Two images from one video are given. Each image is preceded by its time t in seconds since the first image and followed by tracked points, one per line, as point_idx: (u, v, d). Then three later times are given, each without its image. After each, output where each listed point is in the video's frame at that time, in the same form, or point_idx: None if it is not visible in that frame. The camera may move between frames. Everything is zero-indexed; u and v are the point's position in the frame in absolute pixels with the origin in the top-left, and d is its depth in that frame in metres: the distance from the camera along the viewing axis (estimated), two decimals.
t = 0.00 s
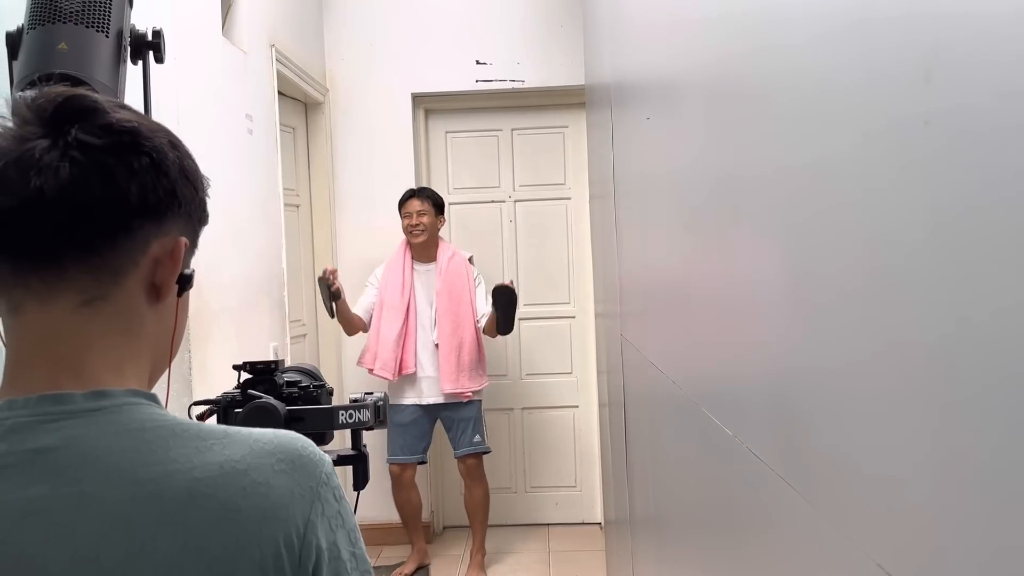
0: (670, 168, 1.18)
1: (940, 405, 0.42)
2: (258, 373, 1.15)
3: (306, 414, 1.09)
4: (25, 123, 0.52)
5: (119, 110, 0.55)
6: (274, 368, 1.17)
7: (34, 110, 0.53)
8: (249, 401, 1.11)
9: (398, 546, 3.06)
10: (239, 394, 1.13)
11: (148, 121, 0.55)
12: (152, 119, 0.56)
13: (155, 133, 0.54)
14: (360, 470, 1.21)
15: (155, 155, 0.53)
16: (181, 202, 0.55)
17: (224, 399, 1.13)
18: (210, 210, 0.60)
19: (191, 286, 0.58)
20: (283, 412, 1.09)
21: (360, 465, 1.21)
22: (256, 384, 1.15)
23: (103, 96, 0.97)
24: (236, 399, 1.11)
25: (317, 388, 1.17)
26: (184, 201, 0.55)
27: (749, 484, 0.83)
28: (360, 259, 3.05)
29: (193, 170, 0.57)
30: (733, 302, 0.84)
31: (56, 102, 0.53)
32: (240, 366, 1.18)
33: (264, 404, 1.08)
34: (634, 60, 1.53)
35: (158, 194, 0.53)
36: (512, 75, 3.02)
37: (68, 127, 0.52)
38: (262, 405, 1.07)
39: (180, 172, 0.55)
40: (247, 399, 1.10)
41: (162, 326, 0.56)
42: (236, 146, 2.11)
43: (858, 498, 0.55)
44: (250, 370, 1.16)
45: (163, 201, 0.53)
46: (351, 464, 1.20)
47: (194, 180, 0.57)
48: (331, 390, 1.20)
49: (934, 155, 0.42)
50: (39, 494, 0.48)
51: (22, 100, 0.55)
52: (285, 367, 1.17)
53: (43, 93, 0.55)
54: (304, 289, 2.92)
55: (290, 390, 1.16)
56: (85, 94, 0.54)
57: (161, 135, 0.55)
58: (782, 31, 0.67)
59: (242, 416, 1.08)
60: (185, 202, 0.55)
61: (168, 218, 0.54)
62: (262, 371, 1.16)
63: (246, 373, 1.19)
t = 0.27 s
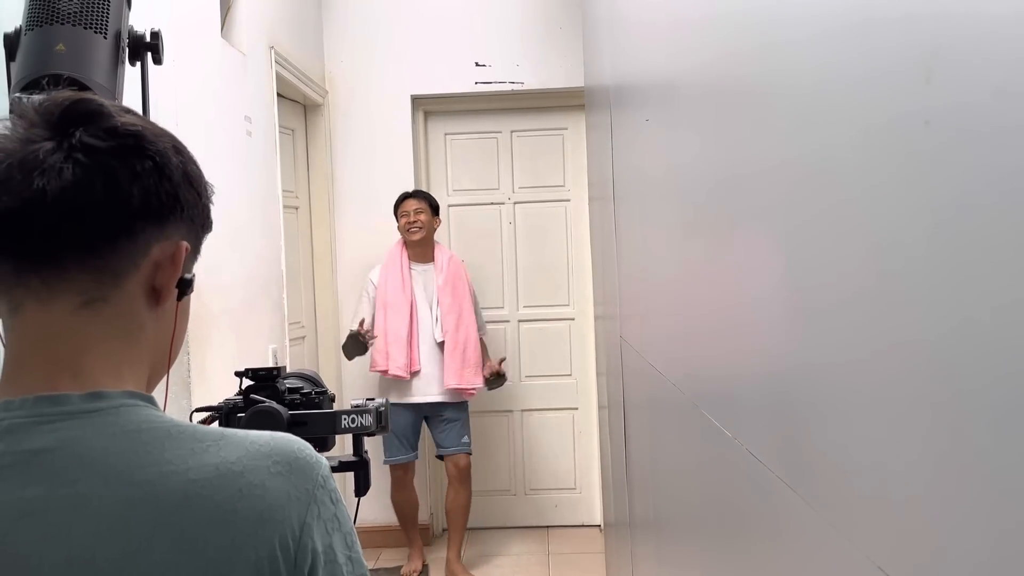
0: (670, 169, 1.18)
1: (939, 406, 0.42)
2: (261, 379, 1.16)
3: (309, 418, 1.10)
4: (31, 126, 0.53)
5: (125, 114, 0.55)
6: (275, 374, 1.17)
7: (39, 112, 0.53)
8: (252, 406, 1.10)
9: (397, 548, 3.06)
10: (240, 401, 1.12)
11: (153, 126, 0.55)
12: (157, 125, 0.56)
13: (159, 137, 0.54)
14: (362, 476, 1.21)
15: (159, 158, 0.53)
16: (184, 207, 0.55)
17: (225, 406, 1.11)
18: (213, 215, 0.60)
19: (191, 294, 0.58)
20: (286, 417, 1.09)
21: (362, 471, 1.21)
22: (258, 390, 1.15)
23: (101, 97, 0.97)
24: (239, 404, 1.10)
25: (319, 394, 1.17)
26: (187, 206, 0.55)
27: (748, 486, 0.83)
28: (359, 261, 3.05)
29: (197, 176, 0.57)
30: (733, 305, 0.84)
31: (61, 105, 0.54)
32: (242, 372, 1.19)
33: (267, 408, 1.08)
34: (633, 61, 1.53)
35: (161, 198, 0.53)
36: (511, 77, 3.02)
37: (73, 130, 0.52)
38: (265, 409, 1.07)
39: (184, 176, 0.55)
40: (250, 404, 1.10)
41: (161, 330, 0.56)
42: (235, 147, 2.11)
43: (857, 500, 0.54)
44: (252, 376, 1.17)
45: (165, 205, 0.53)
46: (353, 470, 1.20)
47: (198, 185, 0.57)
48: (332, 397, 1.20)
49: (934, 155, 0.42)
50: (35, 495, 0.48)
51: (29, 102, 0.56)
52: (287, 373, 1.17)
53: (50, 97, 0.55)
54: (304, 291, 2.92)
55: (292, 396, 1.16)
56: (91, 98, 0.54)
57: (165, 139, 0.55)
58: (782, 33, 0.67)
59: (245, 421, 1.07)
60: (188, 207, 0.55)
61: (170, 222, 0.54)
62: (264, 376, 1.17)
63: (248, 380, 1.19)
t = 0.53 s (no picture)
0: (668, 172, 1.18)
1: (933, 412, 0.42)
2: (263, 386, 1.15)
3: (312, 423, 1.10)
4: (29, 132, 0.53)
5: (124, 123, 0.55)
6: (278, 380, 1.17)
7: (39, 120, 0.54)
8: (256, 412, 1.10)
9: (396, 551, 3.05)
10: (243, 407, 1.12)
11: (152, 134, 0.55)
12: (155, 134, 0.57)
13: (158, 146, 0.55)
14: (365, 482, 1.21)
15: (156, 166, 0.53)
16: (180, 215, 0.55)
17: (228, 412, 1.11)
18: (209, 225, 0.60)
19: (186, 296, 0.59)
20: (289, 422, 1.09)
21: (364, 477, 1.20)
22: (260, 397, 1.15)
23: (98, 101, 0.97)
24: (242, 410, 1.10)
25: (321, 401, 1.17)
26: (183, 214, 0.55)
27: (746, 489, 0.83)
28: (357, 263, 3.05)
29: (194, 185, 0.58)
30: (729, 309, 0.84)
31: (61, 113, 0.54)
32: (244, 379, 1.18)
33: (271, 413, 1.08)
34: (631, 64, 1.53)
35: (158, 206, 0.53)
36: (510, 79, 3.02)
37: (73, 137, 0.52)
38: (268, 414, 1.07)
39: (181, 185, 0.56)
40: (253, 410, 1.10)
41: (155, 337, 0.56)
42: (234, 149, 2.11)
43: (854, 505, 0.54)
44: (254, 383, 1.16)
45: (162, 212, 0.53)
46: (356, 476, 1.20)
47: (196, 194, 0.57)
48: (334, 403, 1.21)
49: (927, 161, 0.42)
50: (28, 501, 0.48)
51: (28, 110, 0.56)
52: (289, 380, 1.17)
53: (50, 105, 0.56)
54: (303, 293, 2.92)
55: (295, 403, 1.16)
56: (91, 107, 0.55)
57: (163, 148, 0.55)
58: (776, 38, 0.67)
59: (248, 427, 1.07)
60: (184, 215, 0.56)
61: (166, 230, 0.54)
62: (267, 383, 1.16)
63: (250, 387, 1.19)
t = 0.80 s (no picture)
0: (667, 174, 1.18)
1: (932, 416, 0.42)
2: (271, 390, 1.15)
3: (320, 427, 1.10)
4: (28, 138, 0.53)
5: (122, 127, 0.55)
6: (286, 385, 1.16)
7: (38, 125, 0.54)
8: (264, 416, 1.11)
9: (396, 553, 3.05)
10: (251, 410, 1.13)
11: (149, 139, 0.55)
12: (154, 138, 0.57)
13: (155, 150, 0.55)
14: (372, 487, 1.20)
15: (152, 170, 0.53)
16: (178, 219, 0.55)
17: (237, 416, 1.13)
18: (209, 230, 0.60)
19: (183, 300, 0.58)
20: (298, 425, 1.09)
21: (371, 482, 1.20)
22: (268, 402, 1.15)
23: (96, 104, 0.96)
24: (251, 414, 1.12)
25: (329, 405, 1.17)
26: (181, 218, 0.55)
27: (745, 491, 0.83)
28: (357, 265, 3.05)
29: (193, 189, 0.57)
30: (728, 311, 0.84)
31: (60, 118, 0.54)
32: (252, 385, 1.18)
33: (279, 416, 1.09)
34: (631, 66, 1.53)
35: (154, 209, 0.53)
36: (509, 81, 3.02)
37: (70, 141, 0.52)
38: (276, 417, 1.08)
39: (179, 189, 0.55)
40: (261, 414, 1.10)
41: (152, 342, 0.56)
42: (234, 151, 2.11)
43: (853, 509, 0.54)
44: (262, 387, 1.16)
45: (158, 215, 0.53)
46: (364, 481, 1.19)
47: (194, 198, 0.57)
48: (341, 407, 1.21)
49: (925, 164, 0.42)
50: (20, 507, 0.48)
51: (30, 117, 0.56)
52: (297, 384, 1.16)
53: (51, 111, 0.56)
54: (302, 295, 2.91)
55: (303, 407, 1.16)
56: (90, 112, 0.55)
57: (160, 152, 0.55)
58: (775, 40, 0.67)
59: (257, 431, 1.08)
60: (182, 219, 0.55)
61: (163, 233, 0.54)
62: (275, 388, 1.16)
63: (258, 392, 1.18)
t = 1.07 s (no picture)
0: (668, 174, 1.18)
1: (932, 416, 0.42)
2: (285, 390, 1.16)
3: (334, 427, 1.10)
4: (38, 141, 0.54)
5: (130, 130, 0.56)
6: (300, 385, 1.17)
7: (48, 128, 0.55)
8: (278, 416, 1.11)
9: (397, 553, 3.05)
10: (264, 411, 1.13)
11: (156, 141, 0.56)
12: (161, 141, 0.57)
13: (160, 152, 0.55)
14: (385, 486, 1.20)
15: (157, 171, 0.53)
16: (183, 220, 0.55)
17: (250, 415, 1.13)
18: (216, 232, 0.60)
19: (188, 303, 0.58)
20: (312, 425, 1.10)
21: (384, 482, 1.20)
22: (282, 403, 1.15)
23: (99, 105, 0.96)
24: (264, 414, 1.12)
25: (343, 405, 1.17)
26: (187, 220, 0.55)
27: (747, 492, 0.83)
28: (357, 265, 3.05)
29: (200, 191, 0.57)
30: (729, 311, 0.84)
31: (69, 122, 0.55)
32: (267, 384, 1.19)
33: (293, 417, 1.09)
34: (631, 66, 1.54)
35: (158, 210, 0.53)
36: (510, 82, 3.03)
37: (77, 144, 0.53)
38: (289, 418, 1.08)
39: (185, 190, 0.55)
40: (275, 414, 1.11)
41: (157, 343, 0.56)
42: (234, 152, 2.12)
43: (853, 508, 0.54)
44: (276, 388, 1.16)
45: (163, 217, 0.53)
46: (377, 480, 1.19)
47: (200, 201, 0.57)
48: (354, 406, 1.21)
49: (924, 165, 0.42)
50: (24, 508, 0.48)
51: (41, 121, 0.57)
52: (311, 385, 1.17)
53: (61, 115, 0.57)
54: (303, 295, 2.91)
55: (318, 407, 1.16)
56: (98, 116, 0.56)
57: (167, 154, 0.55)
58: (775, 41, 0.67)
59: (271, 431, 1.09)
60: (188, 221, 0.55)
61: (167, 234, 0.54)
62: (289, 388, 1.16)
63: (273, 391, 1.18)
